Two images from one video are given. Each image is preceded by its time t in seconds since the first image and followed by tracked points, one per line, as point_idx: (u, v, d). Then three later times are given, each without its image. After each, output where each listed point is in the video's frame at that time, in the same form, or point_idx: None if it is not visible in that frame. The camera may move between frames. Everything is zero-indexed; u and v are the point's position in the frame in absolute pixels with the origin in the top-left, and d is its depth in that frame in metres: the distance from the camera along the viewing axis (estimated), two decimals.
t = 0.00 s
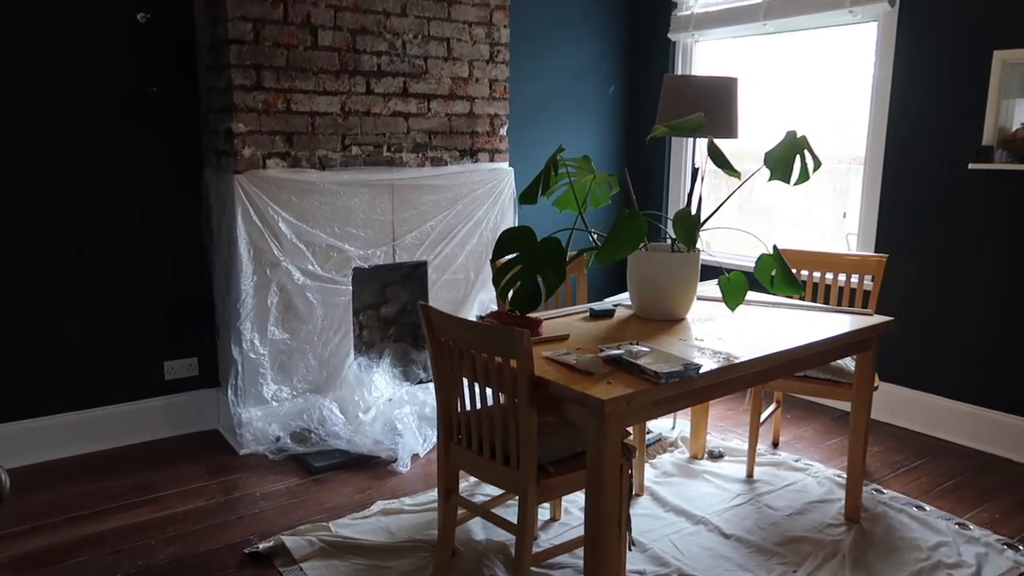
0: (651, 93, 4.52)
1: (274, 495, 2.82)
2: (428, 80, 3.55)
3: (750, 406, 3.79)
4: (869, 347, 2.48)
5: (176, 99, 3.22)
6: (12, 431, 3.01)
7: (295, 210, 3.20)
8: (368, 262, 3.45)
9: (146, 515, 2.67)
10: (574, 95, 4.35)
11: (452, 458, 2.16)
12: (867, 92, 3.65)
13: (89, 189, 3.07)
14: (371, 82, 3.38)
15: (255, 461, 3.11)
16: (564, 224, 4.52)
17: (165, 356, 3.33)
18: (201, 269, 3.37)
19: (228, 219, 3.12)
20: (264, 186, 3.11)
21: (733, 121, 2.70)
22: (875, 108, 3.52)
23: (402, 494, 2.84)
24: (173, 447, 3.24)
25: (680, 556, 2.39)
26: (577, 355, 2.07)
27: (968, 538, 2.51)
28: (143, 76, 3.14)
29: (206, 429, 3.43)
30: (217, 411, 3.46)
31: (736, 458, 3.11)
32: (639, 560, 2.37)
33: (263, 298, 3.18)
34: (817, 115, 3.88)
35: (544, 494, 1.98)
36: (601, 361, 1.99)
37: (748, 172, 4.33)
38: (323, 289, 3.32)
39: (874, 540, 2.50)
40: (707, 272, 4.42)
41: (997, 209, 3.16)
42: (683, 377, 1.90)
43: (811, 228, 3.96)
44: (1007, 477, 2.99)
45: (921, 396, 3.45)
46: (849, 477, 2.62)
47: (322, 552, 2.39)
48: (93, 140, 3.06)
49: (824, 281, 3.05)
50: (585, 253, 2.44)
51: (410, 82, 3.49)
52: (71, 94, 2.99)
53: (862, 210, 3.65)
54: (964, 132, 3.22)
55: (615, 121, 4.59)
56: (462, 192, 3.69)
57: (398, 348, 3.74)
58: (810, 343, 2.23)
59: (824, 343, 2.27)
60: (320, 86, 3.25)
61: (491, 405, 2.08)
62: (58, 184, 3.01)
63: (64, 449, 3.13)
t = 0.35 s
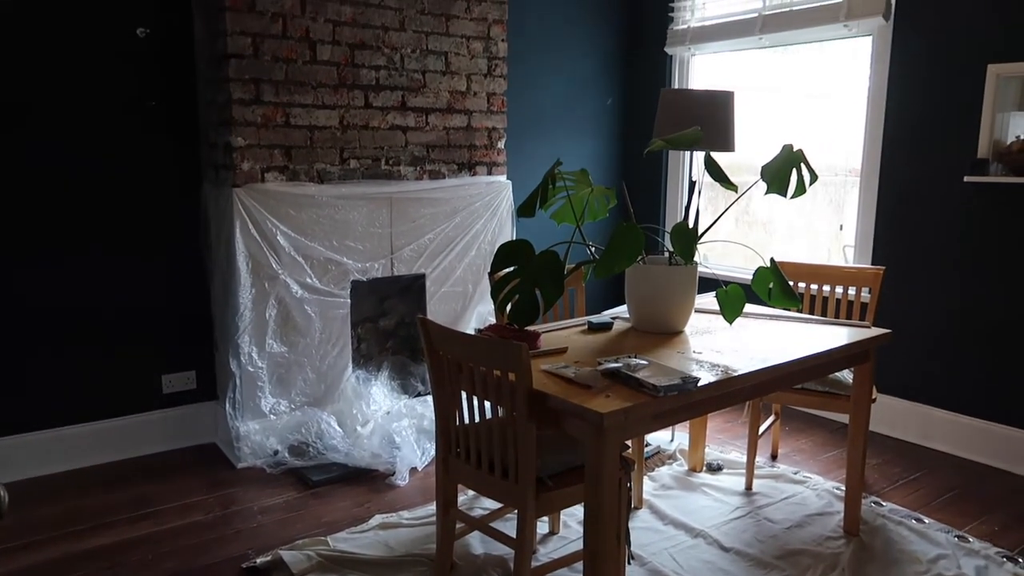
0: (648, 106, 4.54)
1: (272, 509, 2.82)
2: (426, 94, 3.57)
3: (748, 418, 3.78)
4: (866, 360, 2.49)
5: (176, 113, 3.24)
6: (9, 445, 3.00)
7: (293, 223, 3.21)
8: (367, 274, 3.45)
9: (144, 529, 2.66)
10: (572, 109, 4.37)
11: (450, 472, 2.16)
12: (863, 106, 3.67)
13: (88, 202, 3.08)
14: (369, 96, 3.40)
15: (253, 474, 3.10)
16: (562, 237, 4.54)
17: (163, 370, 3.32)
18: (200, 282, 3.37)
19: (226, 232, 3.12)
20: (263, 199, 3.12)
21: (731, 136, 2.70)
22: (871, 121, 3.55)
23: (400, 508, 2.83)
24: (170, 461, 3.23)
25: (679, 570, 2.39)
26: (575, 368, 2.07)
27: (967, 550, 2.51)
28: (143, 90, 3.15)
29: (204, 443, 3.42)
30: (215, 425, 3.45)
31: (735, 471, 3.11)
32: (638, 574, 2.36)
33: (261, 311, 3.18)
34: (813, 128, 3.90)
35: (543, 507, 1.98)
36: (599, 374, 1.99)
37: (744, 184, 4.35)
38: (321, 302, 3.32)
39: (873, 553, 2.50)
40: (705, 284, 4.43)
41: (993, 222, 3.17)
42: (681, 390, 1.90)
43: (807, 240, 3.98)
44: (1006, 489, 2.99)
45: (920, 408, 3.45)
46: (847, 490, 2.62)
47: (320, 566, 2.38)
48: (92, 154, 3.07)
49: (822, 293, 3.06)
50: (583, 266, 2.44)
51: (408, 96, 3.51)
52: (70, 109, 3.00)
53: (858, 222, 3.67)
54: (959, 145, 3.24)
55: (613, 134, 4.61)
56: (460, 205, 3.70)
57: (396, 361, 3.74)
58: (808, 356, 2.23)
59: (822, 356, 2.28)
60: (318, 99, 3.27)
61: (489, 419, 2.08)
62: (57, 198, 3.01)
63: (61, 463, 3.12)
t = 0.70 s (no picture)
0: (646, 119, 4.56)
1: (271, 523, 2.81)
2: (425, 107, 3.58)
3: (747, 430, 3.78)
4: (865, 372, 2.49)
5: (175, 127, 3.25)
6: (6, 460, 2.99)
7: (292, 237, 3.21)
8: (365, 288, 3.46)
9: (142, 544, 2.65)
10: (570, 121, 4.39)
11: (449, 486, 2.15)
12: (859, 118, 3.69)
13: (86, 217, 3.08)
14: (368, 110, 3.42)
15: (251, 488, 3.09)
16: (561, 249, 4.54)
17: (161, 384, 3.32)
18: (198, 296, 3.37)
19: (225, 246, 3.13)
20: (262, 213, 3.13)
21: (728, 148, 2.70)
22: (868, 134, 3.57)
23: (399, 522, 2.82)
24: (168, 476, 3.22)
25: None
26: (573, 381, 2.07)
27: (968, 563, 2.50)
28: (142, 105, 3.16)
29: (202, 457, 3.41)
30: (213, 439, 3.44)
31: (734, 483, 3.11)
32: None
33: (260, 325, 3.18)
34: (811, 140, 3.92)
35: (542, 521, 1.97)
36: (598, 388, 1.99)
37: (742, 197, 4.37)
38: (320, 316, 3.32)
39: (874, 566, 2.49)
40: (703, 296, 4.44)
41: (990, 233, 3.18)
42: (680, 403, 1.90)
43: (805, 252, 3.99)
44: (1006, 501, 2.99)
45: (918, 420, 3.45)
46: (847, 502, 2.61)
47: None
48: (92, 169, 3.08)
49: (820, 304, 3.06)
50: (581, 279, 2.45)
51: (406, 109, 3.52)
52: (70, 123, 3.01)
53: (856, 234, 3.68)
54: (956, 157, 3.26)
55: (611, 146, 4.63)
56: (458, 218, 3.71)
57: (395, 374, 3.73)
58: (807, 368, 2.24)
59: (821, 369, 2.28)
60: (317, 113, 3.28)
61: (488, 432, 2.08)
62: (56, 213, 3.02)
63: (59, 478, 3.11)
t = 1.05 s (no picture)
0: (638, 136, 4.59)
1: (263, 542, 2.79)
2: (418, 125, 3.60)
3: (741, 446, 3.78)
4: (858, 388, 2.50)
5: (169, 146, 3.25)
6: None
7: (285, 254, 3.21)
8: (359, 304, 3.45)
9: (132, 564, 2.63)
10: (563, 139, 4.41)
11: (443, 505, 2.14)
12: (849, 135, 3.72)
13: (79, 235, 3.08)
14: (362, 127, 3.43)
15: (243, 507, 3.07)
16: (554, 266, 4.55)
17: (153, 402, 3.30)
18: (191, 313, 3.36)
19: (218, 263, 3.13)
20: (255, 231, 3.13)
21: (719, 165, 2.71)
22: (858, 151, 3.60)
23: (392, 540, 2.81)
24: (159, 495, 3.19)
25: None
26: (567, 399, 2.07)
27: None
28: (136, 123, 3.17)
29: (194, 475, 3.39)
30: (205, 457, 3.42)
31: (729, 500, 3.10)
32: None
33: (253, 342, 3.17)
34: (802, 158, 3.95)
35: (536, 540, 1.96)
36: (591, 405, 1.99)
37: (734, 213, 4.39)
38: (313, 333, 3.32)
39: None
40: (696, 313, 4.45)
41: (981, 249, 3.20)
42: (674, 421, 1.90)
43: (797, 268, 4.00)
44: (1000, 516, 2.99)
45: (911, 435, 3.46)
46: (842, 518, 2.61)
47: None
48: (85, 186, 3.07)
49: (813, 321, 3.08)
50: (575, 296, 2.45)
51: (400, 127, 3.54)
52: (63, 142, 3.02)
53: (848, 251, 3.70)
54: (946, 174, 3.28)
55: (604, 163, 4.65)
56: (452, 234, 3.71)
57: (388, 391, 3.72)
58: (800, 385, 2.24)
59: (813, 385, 2.28)
60: (311, 131, 3.29)
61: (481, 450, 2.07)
62: (48, 230, 3.01)
63: (49, 497, 3.08)
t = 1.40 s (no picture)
0: (634, 148, 4.61)
1: (258, 555, 2.77)
2: (415, 137, 3.61)
3: (739, 458, 3.77)
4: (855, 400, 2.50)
5: (166, 158, 3.26)
6: None
7: (282, 266, 3.21)
8: (355, 316, 3.45)
9: None
10: (559, 151, 4.43)
11: (440, 518, 2.13)
12: (844, 148, 3.74)
13: (75, 247, 3.08)
14: (359, 140, 3.44)
15: (239, 521, 3.06)
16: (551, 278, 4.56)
17: (149, 414, 3.29)
18: (187, 325, 3.36)
19: (215, 275, 3.13)
20: (252, 243, 3.13)
21: (715, 178, 2.72)
22: (854, 163, 3.62)
23: (389, 554, 2.79)
24: (154, 508, 3.17)
25: None
26: (565, 411, 2.06)
27: None
28: (133, 136, 3.17)
29: (189, 489, 3.37)
30: (200, 470, 3.40)
31: (726, 512, 3.09)
32: None
33: (249, 354, 3.17)
34: (797, 170, 3.97)
35: (534, 553, 1.96)
36: (589, 418, 1.98)
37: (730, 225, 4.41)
38: (310, 345, 3.31)
39: None
40: (693, 325, 4.46)
41: (975, 261, 3.22)
42: (671, 433, 1.90)
43: (793, 280, 4.02)
44: (997, 528, 2.99)
45: (908, 447, 3.46)
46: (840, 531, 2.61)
47: None
48: (81, 198, 3.08)
49: (809, 332, 3.08)
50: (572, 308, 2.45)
51: (397, 139, 3.55)
52: (60, 154, 3.02)
53: (843, 263, 3.71)
54: (941, 186, 3.30)
55: (599, 176, 4.67)
56: (449, 247, 3.72)
57: (385, 404, 3.71)
58: (797, 397, 2.24)
59: (810, 397, 2.28)
60: (308, 143, 3.30)
61: (479, 463, 2.07)
62: (44, 242, 3.01)
63: (44, 510, 3.06)
